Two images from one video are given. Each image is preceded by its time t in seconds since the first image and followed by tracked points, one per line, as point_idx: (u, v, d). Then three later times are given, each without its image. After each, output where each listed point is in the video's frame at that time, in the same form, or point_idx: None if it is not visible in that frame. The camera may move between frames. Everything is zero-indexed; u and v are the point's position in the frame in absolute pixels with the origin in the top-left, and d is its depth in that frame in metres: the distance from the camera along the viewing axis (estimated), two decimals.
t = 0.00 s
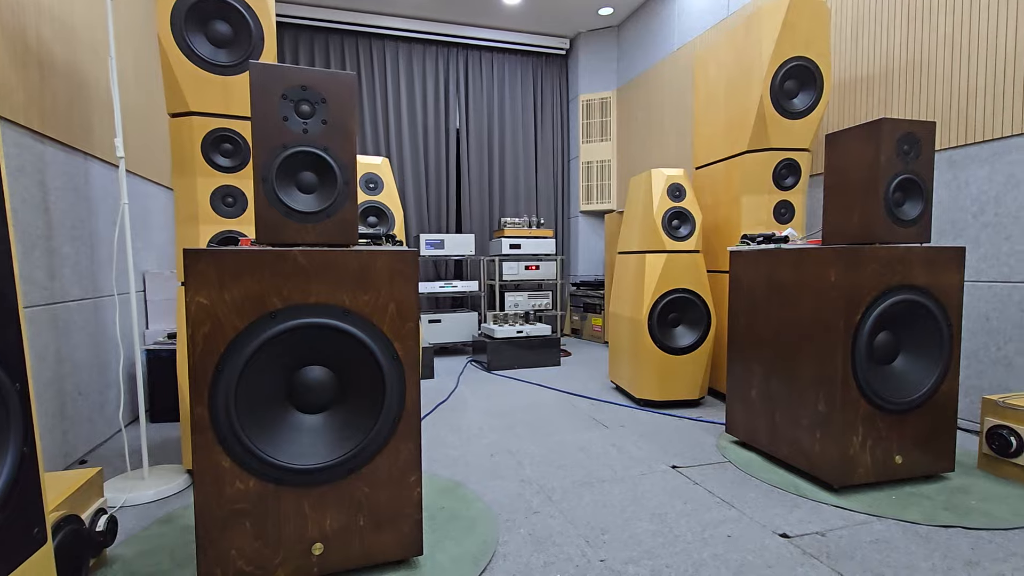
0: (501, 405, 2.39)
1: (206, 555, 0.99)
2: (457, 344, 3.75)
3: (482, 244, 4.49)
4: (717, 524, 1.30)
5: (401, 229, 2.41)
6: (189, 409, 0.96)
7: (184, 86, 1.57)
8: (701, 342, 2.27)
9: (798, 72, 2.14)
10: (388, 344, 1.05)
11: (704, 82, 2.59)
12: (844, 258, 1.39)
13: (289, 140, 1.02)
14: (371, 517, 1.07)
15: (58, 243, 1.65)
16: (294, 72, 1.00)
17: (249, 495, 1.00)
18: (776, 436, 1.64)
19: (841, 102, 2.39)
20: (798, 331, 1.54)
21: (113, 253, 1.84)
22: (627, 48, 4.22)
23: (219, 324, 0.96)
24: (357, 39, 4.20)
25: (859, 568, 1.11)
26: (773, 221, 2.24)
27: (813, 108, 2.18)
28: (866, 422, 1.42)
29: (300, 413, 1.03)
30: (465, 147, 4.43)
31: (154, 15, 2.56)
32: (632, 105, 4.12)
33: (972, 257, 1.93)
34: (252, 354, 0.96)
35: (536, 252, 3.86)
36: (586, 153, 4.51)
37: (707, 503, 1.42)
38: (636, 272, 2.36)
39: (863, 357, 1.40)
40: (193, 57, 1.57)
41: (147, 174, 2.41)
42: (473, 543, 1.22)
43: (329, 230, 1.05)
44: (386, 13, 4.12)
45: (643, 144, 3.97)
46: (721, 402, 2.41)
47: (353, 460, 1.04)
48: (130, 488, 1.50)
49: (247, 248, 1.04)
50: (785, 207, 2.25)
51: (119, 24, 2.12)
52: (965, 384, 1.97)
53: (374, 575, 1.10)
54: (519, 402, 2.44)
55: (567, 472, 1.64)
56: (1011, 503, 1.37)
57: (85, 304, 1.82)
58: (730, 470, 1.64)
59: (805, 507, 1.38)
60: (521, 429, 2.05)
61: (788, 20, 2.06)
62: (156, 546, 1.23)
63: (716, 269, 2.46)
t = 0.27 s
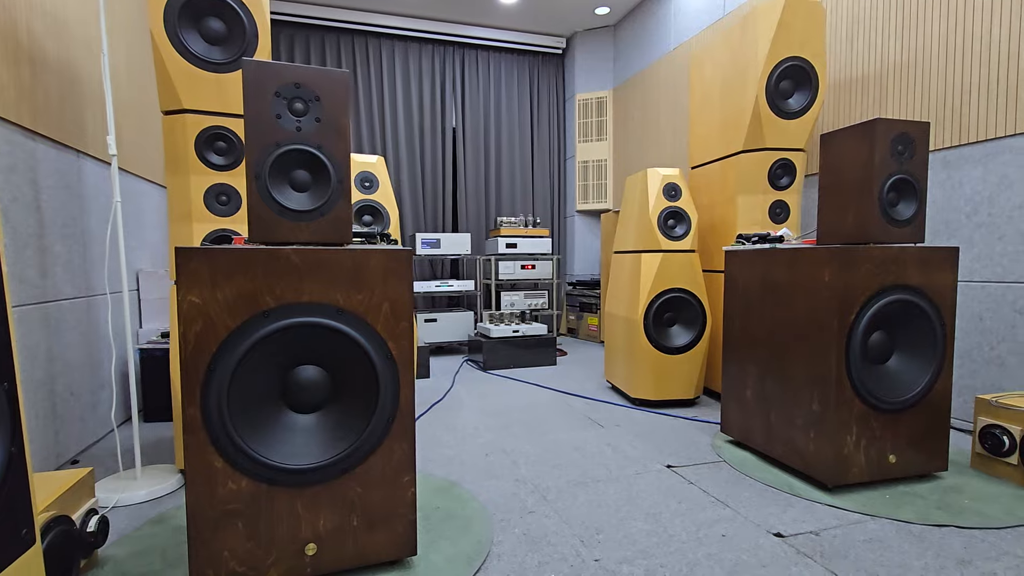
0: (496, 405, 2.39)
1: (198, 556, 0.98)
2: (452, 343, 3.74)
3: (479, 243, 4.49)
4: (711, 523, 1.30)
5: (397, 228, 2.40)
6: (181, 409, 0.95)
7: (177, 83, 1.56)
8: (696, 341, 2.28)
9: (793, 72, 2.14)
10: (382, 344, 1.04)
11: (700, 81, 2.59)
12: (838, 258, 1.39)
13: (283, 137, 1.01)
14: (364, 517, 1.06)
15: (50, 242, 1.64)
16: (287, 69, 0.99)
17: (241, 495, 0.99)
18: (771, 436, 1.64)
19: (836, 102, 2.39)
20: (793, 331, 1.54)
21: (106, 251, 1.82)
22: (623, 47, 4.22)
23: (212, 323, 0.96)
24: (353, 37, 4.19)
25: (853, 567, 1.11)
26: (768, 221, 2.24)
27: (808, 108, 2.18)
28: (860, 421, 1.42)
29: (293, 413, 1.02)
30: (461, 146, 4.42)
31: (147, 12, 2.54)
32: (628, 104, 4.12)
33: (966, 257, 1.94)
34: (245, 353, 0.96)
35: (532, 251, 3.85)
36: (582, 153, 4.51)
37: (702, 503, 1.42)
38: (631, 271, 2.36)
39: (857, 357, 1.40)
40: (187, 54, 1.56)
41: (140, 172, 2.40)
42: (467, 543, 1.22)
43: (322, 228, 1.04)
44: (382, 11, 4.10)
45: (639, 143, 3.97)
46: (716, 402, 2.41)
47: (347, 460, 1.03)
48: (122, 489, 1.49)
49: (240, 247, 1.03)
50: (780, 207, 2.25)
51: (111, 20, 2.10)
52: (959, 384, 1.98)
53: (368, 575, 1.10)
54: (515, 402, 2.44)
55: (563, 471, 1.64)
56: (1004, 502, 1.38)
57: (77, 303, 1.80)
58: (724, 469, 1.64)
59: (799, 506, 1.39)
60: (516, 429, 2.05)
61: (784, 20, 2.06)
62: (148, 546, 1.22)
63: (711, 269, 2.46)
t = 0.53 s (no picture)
0: (492, 405, 2.38)
1: (190, 557, 0.97)
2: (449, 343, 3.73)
3: (475, 243, 4.48)
4: (706, 523, 1.30)
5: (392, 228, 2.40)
6: (173, 410, 0.94)
7: (171, 81, 1.55)
8: (692, 341, 2.28)
9: (788, 72, 2.14)
10: (376, 344, 1.04)
11: (695, 82, 2.59)
12: (833, 258, 1.39)
13: (276, 136, 1.00)
14: (358, 518, 1.06)
15: (42, 241, 1.63)
16: (280, 68, 0.99)
17: (234, 496, 0.99)
18: (765, 436, 1.64)
19: (831, 103, 2.40)
20: (788, 331, 1.54)
21: (99, 251, 1.81)
22: (619, 47, 4.22)
23: (204, 323, 0.95)
24: (349, 36, 4.18)
25: (846, 567, 1.11)
26: (764, 222, 2.25)
27: (803, 109, 2.19)
28: (854, 421, 1.43)
29: (286, 413, 1.02)
30: (458, 145, 4.41)
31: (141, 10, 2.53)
32: (625, 104, 4.12)
33: (960, 258, 1.94)
34: (237, 353, 0.95)
35: (528, 251, 3.85)
36: (578, 153, 4.51)
37: (697, 503, 1.42)
38: (627, 271, 2.36)
39: (852, 357, 1.40)
40: (180, 53, 1.55)
41: (134, 171, 2.38)
42: (462, 544, 1.22)
43: (316, 228, 1.03)
44: (379, 10, 4.09)
45: (635, 144, 3.98)
46: (712, 402, 2.42)
47: (341, 461, 1.03)
48: (115, 489, 1.48)
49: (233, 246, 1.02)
50: (776, 207, 2.26)
51: (105, 18, 2.09)
52: (953, 384, 1.98)
53: None
54: (511, 402, 2.43)
55: (558, 471, 1.64)
56: (997, 502, 1.38)
57: (70, 302, 1.79)
58: (719, 469, 1.64)
59: (794, 507, 1.39)
60: (512, 429, 2.05)
61: (779, 20, 2.07)
62: (140, 548, 1.21)
63: (707, 269, 2.46)
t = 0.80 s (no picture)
0: (488, 405, 2.38)
1: (182, 560, 0.97)
2: (445, 344, 3.73)
3: (472, 243, 4.48)
4: (701, 524, 1.31)
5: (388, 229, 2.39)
6: (165, 411, 0.94)
7: (166, 81, 1.54)
8: (688, 342, 2.28)
9: (784, 74, 2.15)
10: (371, 344, 1.04)
11: (692, 83, 2.60)
12: (828, 259, 1.40)
13: (270, 137, 1.00)
14: (352, 519, 1.06)
15: (35, 241, 1.62)
16: (274, 68, 0.98)
17: (227, 498, 0.98)
18: (761, 436, 1.65)
19: (827, 104, 2.41)
20: (783, 332, 1.55)
21: (93, 251, 1.80)
22: (616, 48, 4.22)
23: (197, 324, 0.95)
24: (346, 36, 4.17)
25: (840, 568, 1.11)
26: (760, 222, 2.25)
27: (799, 110, 2.19)
28: (848, 422, 1.43)
29: (280, 415, 1.01)
30: (455, 146, 4.41)
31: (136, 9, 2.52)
32: (622, 105, 4.13)
33: (954, 259, 1.95)
34: (231, 354, 0.95)
35: (525, 252, 3.85)
36: (575, 153, 4.51)
37: (692, 503, 1.42)
38: (623, 272, 2.37)
39: (846, 358, 1.41)
40: (175, 52, 1.54)
41: (129, 171, 2.37)
42: (456, 545, 1.21)
43: (310, 229, 1.03)
44: (375, 10, 4.09)
45: (632, 144, 3.98)
46: (707, 402, 2.42)
47: (335, 462, 1.02)
48: (108, 491, 1.47)
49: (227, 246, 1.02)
50: (772, 208, 2.26)
51: (99, 17, 2.08)
52: (947, 385, 1.99)
53: None
54: (507, 402, 2.43)
55: (553, 472, 1.64)
56: (990, 503, 1.39)
57: (64, 303, 1.78)
58: (715, 470, 1.65)
59: (788, 507, 1.39)
60: (508, 430, 2.05)
61: (775, 22, 2.07)
62: (133, 550, 1.20)
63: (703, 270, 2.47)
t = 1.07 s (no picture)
0: (485, 406, 2.38)
1: (176, 562, 0.97)
2: (443, 344, 3.73)
3: (470, 244, 4.48)
4: (697, 526, 1.31)
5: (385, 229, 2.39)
6: (160, 412, 0.94)
7: (161, 81, 1.54)
8: (685, 343, 2.28)
9: (781, 75, 2.15)
10: (366, 346, 1.03)
11: (689, 84, 2.60)
12: (824, 261, 1.40)
13: (265, 137, 1.00)
14: (347, 521, 1.05)
15: (30, 241, 1.61)
16: (270, 68, 0.98)
17: (222, 500, 0.98)
18: (757, 437, 1.65)
19: (823, 106, 2.42)
20: (779, 333, 1.55)
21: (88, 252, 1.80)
22: (614, 49, 4.23)
23: (192, 325, 0.94)
24: (344, 36, 4.16)
25: (836, 569, 1.11)
26: (756, 224, 2.26)
27: (796, 111, 2.20)
28: (844, 423, 1.43)
29: (275, 416, 1.01)
30: (452, 146, 4.41)
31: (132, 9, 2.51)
32: (619, 106, 4.13)
33: (950, 260, 1.96)
34: (225, 356, 0.94)
35: (523, 252, 3.85)
36: (573, 154, 4.51)
37: (688, 505, 1.42)
38: (620, 273, 2.37)
39: (842, 359, 1.41)
40: (171, 52, 1.54)
41: (124, 171, 2.36)
42: (452, 547, 1.21)
43: (305, 229, 1.03)
44: (373, 11, 4.08)
45: (630, 145, 3.99)
46: (704, 403, 2.42)
47: (330, 463, 1.02)
48: (103, 493, 1.47)
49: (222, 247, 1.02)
50: (768, 209, 2.27)
51: (94, 17, 2.08)
52: (943, 386, 1.99)
53: None
54: (504, 403, 2.43)
55: (550, 473, 1.64)
56: (985, 504, 1.39)
57: (58, 303, 1.77)
58: (711, 471, 1.65)
59: (784, 508, 1.39)
60: (505, 430, 2.04)
61: (772, 24, 2.08)
62: (127, 551, 1.20)
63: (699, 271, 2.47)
